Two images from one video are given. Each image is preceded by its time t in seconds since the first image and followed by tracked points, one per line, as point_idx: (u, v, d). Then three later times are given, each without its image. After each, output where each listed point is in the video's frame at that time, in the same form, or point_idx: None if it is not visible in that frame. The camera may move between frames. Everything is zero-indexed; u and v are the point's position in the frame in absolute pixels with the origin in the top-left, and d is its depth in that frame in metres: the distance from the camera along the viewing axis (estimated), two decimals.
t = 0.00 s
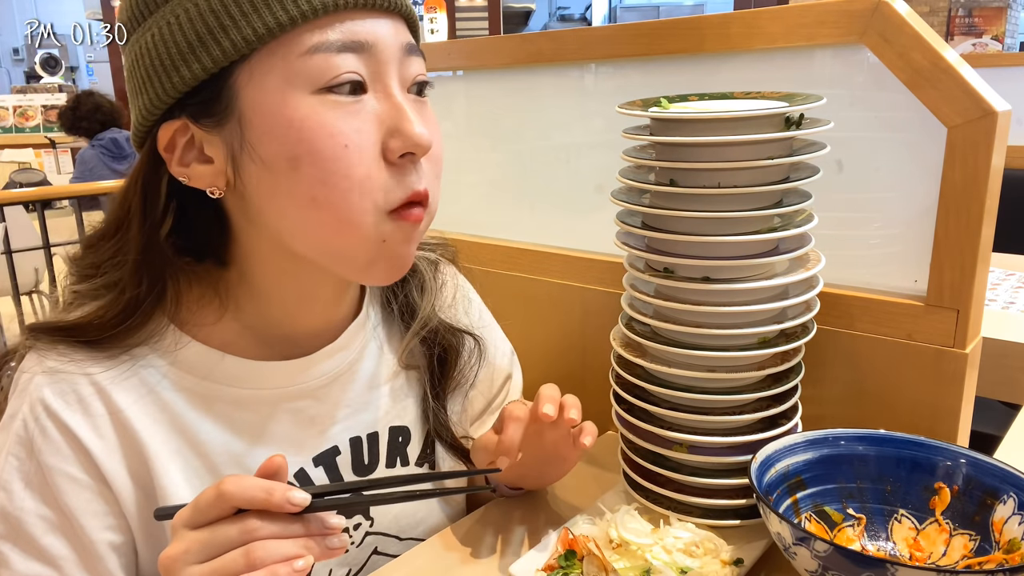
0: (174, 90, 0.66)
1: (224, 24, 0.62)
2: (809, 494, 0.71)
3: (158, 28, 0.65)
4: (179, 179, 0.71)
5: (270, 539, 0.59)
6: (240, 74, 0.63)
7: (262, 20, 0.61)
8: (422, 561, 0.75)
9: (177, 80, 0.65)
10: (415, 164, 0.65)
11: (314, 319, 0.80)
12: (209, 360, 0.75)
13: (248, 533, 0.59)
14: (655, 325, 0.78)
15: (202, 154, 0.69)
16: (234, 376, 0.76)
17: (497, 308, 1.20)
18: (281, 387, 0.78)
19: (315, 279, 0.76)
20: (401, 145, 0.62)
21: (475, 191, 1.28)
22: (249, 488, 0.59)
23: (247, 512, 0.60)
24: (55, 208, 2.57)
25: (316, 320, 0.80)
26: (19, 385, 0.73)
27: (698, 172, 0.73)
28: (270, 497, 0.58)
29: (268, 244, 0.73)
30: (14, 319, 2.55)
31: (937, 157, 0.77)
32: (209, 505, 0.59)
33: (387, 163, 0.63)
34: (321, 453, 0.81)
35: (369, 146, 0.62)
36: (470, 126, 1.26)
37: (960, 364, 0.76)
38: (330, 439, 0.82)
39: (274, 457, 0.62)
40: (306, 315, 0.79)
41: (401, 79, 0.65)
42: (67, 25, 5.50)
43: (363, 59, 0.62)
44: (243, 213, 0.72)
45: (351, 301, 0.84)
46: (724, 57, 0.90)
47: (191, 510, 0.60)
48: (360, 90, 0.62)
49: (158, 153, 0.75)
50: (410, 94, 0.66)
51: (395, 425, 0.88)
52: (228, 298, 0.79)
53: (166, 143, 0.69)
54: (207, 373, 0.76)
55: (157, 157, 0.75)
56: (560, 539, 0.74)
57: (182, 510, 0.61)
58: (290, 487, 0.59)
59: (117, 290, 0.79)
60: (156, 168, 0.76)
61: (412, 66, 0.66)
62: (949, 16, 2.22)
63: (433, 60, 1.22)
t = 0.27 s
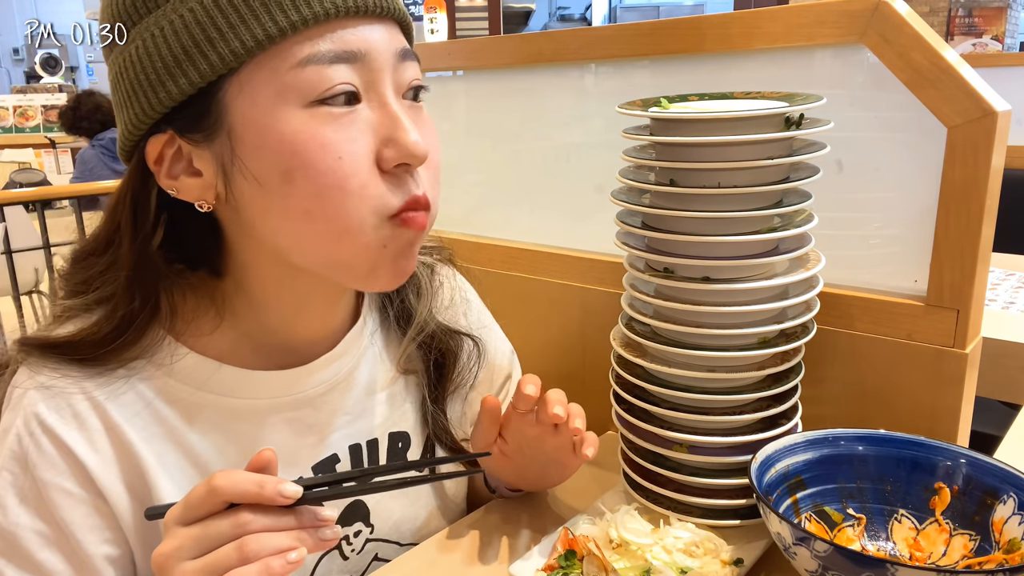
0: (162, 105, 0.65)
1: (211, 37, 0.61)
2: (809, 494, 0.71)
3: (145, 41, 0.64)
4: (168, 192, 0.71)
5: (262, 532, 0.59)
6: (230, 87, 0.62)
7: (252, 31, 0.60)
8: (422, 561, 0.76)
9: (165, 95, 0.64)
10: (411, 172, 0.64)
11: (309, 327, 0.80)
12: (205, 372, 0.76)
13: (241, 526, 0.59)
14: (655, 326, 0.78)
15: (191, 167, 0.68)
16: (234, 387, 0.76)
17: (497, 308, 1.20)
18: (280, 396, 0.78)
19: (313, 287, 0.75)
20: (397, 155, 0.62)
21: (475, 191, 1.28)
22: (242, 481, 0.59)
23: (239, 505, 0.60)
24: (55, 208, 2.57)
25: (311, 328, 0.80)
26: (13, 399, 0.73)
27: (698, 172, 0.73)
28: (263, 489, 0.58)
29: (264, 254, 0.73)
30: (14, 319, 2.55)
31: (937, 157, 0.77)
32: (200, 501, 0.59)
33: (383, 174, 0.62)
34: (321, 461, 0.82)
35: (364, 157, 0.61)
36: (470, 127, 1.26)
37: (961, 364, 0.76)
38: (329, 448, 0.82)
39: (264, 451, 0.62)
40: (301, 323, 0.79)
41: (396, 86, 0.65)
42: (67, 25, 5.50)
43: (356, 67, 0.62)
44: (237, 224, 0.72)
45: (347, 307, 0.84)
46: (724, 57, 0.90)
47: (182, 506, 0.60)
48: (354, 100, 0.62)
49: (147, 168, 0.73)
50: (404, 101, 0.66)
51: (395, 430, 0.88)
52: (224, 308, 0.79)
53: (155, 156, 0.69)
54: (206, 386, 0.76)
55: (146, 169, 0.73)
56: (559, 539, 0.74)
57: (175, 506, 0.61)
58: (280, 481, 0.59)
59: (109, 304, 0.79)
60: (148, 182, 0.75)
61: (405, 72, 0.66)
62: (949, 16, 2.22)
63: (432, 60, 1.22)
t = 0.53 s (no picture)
0: (177, 131, 0.65)
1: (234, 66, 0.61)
2: (809, 494, 0.71)
3: (160, 63, 0.64)
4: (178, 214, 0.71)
5: (261, 528, 0.59)
6: (247, 118, 0.62)
7: (273, 62, 0.60)
8: (423, 561, 0.75)
9: (179, 122, 0.64)
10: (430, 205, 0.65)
11: (317, 344, 0.80)
12: (210, 385, 0.76)
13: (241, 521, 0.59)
14: (655, 326, 0.78)
15: (201, 190, 0.68)
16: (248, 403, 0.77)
17: (497, 308, 1.20)
18: (292, 411, 0.79)
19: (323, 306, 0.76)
20: (416, 191, 0.62)
21: (475, 192, 1.28)
22: (243, 477, 0.59)
23: (239, 500, 0.60)
24: (55, 208, 2.57)
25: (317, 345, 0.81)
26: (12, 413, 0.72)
27: (698, 172, 0.73)
28: (264, 484, 0.58)
29: (276, 273, 0.73)
30: (14, 319, 2.55)
31: (937, 157, 0.77)
32: (201, 496, 0.59)
33: (401, 209, 0.63)
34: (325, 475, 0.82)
35: (383, 194, 0.61)
36: (470, 127, 1.26)
37: (961, 365, 0.76)
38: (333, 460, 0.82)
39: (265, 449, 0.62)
40: (309, 342, 0.80)
41: (418, 115, 0.64)
42: (67, 25, 5.50)
43: (379, 99, 0.61)
44: (249, 246, 0.72)
45: (355, 322, 0.84)
46: (724, 57, 0.90)
47: (183, 501, 0.60)
48: (376, 134, 0.61)
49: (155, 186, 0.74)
50: (424, 128, 0.65)
51: (398, 440, 0.88)
52: (229, 321, 0.79)
53: (165, 177, 0.68)
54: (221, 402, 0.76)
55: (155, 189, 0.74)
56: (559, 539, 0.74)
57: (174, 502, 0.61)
58: (282, 476, 0.59)
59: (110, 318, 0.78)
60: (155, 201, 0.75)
61: (428, 97, 0.66)
62: (949, 16, 2.21)
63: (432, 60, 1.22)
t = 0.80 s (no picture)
0: (203, 143, 0.64)
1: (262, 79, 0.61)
2: (809, 494, 0.71)
3: (186, 73, 0.63)
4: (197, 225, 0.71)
5: (262, 529, 0.59)
6: (275, 132, 0.62)
7: (304, 77, 0.60)
8: (423, 561, 0.75)
9: (205, 133, 0.64)
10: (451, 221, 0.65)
11: (330, 353, 0.81)
12: (218, 393, 0.76)
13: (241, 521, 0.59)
14: (655, 326, 0.78)
15: (221, 201, 0.68)
16: (257, 412, 0.77)
17: (497, 309, 1.20)
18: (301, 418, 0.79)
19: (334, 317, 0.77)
20: (439, 208, 0.63)
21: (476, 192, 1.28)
22: (243, 477, 0.59)
23: (240, 500, 0.60)
24: (55, 208, 2.57)
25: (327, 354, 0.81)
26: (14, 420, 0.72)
27: (698, 172, 0.73)
28: (263, 484, 0.58)
29: (288, 284, 0.73)
30: (14, 319, 2.55)
31: (937, 157, 0.77)
32: (202, 497, 0.60)
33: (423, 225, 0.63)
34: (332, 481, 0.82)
35: (406, 211, 0.62)
36: (470, 127, 1.26)
37: (961, 365, 0.76)
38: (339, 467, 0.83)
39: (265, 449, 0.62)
40: (320, 351, 0.80)
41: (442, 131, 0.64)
42: (67, 25, 5.51)
43: (405, 116, 0.61)
44: (264, 258, 0.72)
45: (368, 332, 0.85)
46: (724, 57, 0.90)
47: (184, 502, 0.60)
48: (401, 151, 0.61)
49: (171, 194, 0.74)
50: (447, 143, 0.66)
51: (402, 448, 0.89)
52: (240, 329, 0.79)
53: (184, 187, 0.68)
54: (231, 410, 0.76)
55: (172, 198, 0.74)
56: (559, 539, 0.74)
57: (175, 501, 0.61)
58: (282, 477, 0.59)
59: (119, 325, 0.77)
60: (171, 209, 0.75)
61: (453, 114, 0.66)
62: (949, 16, 2.21)
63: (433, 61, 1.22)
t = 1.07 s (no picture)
0: (191, 125, 0.65)
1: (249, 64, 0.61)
2: (809, 494, 0.71)
3: (181, 57, 0.64)
4: (187, 207, 0.71)
5: (266, 534, 0.59)
6: (260, 117, 0.62)
7: (290, 65, 0.60)
8: (425, 561, 0.75)
9: (193, 116, 0.65)
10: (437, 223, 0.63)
11: (322, 347, 0.81)
12: (218, 387, 0.76)
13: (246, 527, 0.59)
14: (655, 326, 0.78)
15: (213, 186, 0.68)
16: (254, 408, 0.77)
17: (497, 309, 1.20)
18: (298, 414, 0.79)
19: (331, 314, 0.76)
20: (422, 206, 0.61)
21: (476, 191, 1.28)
22: (250, 481, 0.59)
23: (244, 504, 0.60)
24: (55, 208, 2.57)
25: (320, 346, 0.81)
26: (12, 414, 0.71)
27: (698, 172, 0.73)
28: (269, 489, 0.58)
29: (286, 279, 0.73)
30: (14, 319, 2.55)
31: (937, 157, 0.77)
32: (207, 499, 0.59)
33: (406, 223, 0.62)
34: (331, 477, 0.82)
35: (388, 205, 0.61)
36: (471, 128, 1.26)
37: (961, 365, 0.76)
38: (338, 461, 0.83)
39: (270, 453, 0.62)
40: (315, 344, 0.80)
41: (433, 129, 0.64)
42: (67, 25, 5.51)
43: (394, 112, 0.61)
44: (258, 250, 0.73)
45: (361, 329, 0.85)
46: (724, 56, 0.90)
47: (189, 504, 0.60)
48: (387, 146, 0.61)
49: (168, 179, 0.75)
50: (439, 143, 0.65)
51: (403, 445, 0.89)
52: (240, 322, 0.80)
53: (177, 170, 0.68)
54: (228, 405, 0.76)
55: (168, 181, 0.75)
56: (560, 539, 0.73)
57: (180, 504, 0.61)
58: (287, 482, 0.59)
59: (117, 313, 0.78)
60: (167, 194, 0.76)
61: (446, 115, 0.65)
62: (949, 16, 2.21)
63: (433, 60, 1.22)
